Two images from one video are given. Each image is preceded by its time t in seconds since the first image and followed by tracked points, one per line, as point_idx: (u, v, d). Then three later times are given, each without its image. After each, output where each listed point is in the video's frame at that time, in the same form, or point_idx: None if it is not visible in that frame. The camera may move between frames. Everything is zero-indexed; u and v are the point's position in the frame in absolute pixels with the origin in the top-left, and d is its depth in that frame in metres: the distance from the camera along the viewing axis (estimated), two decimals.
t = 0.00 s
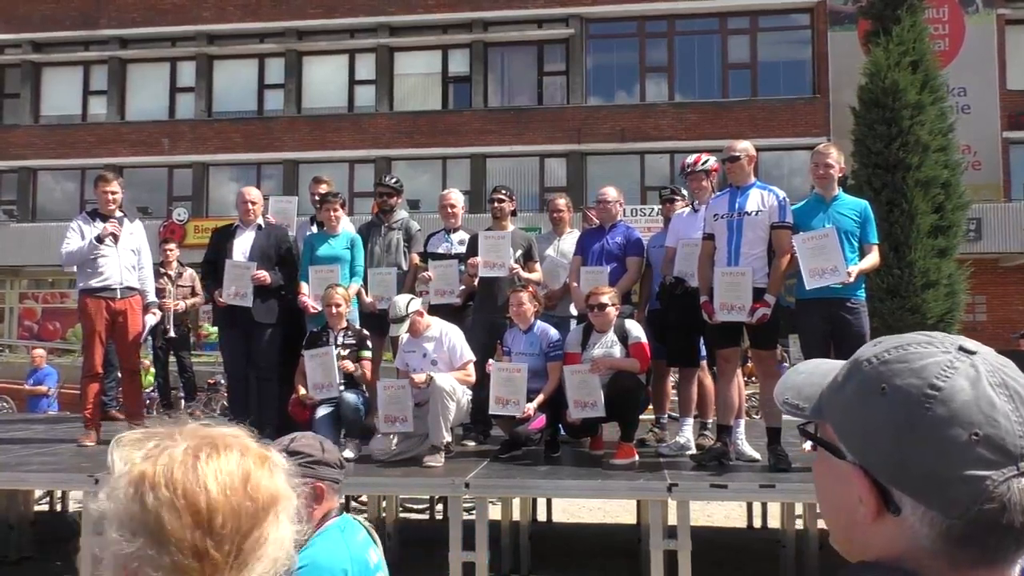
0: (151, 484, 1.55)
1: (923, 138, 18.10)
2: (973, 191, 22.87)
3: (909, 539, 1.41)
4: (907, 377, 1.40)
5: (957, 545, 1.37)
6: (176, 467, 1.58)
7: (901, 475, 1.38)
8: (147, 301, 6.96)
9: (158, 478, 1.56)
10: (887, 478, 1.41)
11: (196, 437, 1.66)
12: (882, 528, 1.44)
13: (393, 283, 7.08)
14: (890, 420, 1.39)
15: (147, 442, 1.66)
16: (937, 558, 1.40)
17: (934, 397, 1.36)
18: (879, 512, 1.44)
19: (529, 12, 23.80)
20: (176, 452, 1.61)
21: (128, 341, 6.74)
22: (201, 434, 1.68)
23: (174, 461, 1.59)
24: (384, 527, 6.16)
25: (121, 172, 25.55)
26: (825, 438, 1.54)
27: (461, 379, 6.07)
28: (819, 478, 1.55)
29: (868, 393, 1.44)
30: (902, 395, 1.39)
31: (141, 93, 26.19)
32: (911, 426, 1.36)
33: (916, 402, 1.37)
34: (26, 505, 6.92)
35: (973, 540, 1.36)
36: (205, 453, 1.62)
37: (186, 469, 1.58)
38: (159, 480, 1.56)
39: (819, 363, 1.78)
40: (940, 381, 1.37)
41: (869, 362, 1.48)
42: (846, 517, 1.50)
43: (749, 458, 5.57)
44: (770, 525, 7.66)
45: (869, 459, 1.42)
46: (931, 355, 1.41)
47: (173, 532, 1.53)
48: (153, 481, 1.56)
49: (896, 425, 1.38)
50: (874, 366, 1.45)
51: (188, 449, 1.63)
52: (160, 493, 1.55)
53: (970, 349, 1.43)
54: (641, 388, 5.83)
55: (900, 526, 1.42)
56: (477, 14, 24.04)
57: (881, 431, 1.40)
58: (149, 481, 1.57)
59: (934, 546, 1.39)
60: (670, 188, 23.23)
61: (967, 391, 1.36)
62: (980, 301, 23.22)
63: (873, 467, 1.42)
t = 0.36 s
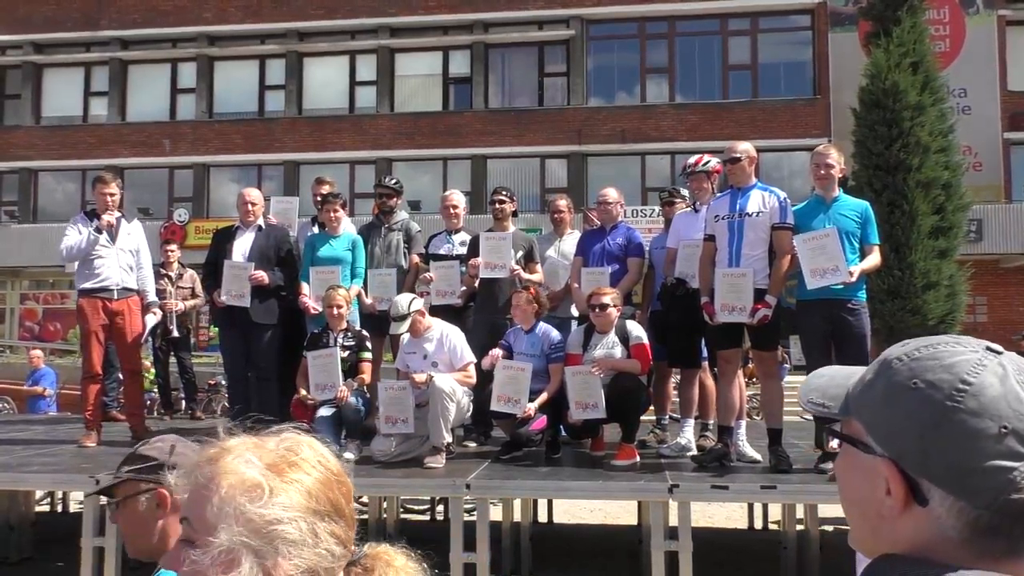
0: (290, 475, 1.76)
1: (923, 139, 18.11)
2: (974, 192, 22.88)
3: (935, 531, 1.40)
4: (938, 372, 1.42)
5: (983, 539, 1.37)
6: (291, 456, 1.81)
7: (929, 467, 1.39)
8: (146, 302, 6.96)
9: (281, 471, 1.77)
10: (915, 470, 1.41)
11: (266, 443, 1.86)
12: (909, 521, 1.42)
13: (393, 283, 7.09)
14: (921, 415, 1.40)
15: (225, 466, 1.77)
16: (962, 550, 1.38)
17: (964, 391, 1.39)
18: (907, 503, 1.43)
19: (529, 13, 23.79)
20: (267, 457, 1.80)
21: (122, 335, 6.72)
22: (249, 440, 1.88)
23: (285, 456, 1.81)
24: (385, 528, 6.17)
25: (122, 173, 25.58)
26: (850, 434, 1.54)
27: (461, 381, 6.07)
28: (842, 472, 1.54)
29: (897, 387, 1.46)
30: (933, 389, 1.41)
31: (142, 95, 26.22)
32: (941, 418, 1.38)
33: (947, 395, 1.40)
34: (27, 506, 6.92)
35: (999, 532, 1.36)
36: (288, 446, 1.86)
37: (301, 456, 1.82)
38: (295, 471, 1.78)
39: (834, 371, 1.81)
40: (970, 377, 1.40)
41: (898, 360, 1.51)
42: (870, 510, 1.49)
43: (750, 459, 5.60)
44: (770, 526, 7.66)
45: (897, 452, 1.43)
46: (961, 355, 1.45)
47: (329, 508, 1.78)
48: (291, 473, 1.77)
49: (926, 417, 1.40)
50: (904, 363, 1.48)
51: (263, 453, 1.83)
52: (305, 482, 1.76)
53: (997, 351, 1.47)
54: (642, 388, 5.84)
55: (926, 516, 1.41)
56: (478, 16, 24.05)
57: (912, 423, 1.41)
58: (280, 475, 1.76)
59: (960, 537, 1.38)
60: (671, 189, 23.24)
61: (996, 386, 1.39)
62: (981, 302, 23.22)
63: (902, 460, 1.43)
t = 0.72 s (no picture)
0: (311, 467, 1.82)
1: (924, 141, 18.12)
2: (975, 193, 22.87)
3: (959, 526, 1.41)
4: (958, 372, 1.45)
5: (1007, 534, 1.38)
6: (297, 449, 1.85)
7: (952, 462, 1.40)
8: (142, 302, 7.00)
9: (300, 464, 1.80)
10: (938, 466, 1.42)
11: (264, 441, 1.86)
12: (934, 518, 1.43)
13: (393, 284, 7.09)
14: (940, 416, 1.43)
15: (239, 466, 1.77)
16: (988, 545, 1.39)
17: (981, 390, 1.41)
18: (930, 500, 1.44)
19: (530, 15, 23.81)
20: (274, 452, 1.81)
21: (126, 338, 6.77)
22: (241, 438, 1.88)
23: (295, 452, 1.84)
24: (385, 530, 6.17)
25: (123, 175, 25.61)
26: (872, 436, 1.56)
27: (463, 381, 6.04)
28: (865, 474, 1.55)
29: (917, 389, 1.49)
30: (955, 387, 1.44)
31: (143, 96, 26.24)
32: (962, 414, 1.40)
33: (969, 392, 1.42)
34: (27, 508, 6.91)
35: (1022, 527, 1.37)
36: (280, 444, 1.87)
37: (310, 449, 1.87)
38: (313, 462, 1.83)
39: (851, 384, 1.84)
40: (987, 376, 1.43)
41: (918, 364, 1.53)
42: (894, 510, 1.50)
43: (751, 461, 5.62)
44: (771, 527, 7.66)
45: (918, 450, 1.45)
46: (977, 357, 1.48)
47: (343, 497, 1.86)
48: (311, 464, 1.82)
49: (948, 415, 1.42)
50: (925, 365, 1.51)
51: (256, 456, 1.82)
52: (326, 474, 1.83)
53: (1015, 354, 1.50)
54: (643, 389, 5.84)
55: (951, 512, 1.42)
56: (479, 17, 24.08)
57: (933, 420, 1.43)
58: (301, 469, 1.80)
59: (986, 532, 1.39)
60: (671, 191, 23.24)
61: (1013, 385, 1.42)
62: (981, 304, 23.23)
63: (925, 457, 1.44)
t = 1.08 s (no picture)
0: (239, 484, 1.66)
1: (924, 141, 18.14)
2: (975, 194, 22.86)
3: (992, 523, 1.54)
4: (984, 376, 1.61)
5: None
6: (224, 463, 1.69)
7: (981, 461, 1.55)
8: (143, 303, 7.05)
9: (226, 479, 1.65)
10: (967, 466, 1.57)
11: (190, 451, 1.71)
12: (964, 519, 1.58)
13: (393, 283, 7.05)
14: (966, 419, 1.58)
15: (168, 479, 1.63)
16: (1017, 541, 1.53)
17: (1004, 392, 1.57)
18: (963, 501, 1.58)
19: (530, 15, 23.81)
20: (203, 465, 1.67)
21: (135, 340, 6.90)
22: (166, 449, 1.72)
23: (224, 465, 1.69)
24: (385, 531, 6.16)
25: (123, 176, 25.62)
26: (903, 443, 1.71)
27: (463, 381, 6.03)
28: (899, 478, 1.70)
29: (944, 394, 1.65)
30: (981, 390, 1.60)
31: (142, 97, 26.23)
32: (986, 416, 1.56)
33: (992, 395, 1.58)
34: (26, 509, 6.90)
35: None
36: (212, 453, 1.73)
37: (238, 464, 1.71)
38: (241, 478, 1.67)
39: (880, 401, 2.01)
40: (1012, 379, 1.59)
41: (947, 370, 1.70)
42: (927, 511, 1.64)
43: (752, 462, 5.61)
44: (772, 528, 7.68)
45: (947, 453, 1.60)
46: (1004, 362, 1.64)
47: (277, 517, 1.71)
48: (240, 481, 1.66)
49: (974, 417, 1.58)
50: (953, 370, 1.68)
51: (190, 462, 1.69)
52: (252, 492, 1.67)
53: None
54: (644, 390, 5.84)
55: (981, 511, 1.56)
56: (479, 18, 24.09)
57: (962, 422, 1.59)
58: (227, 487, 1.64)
59: (1015, 530, 1.53)
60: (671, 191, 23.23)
61: None
62: (982, 304, 23.22)
63: (955, 458, 1.58)
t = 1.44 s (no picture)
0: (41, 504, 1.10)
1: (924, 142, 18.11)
2: (975, 194, 22.86)
3: (941, 516, 1.53)
4: (928, 371, 1.59)
5: (985, 518, 1.49)
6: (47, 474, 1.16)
7: (925, 455, 1.53)
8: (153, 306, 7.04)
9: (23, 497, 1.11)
10: (913, 460, 1.56)
11: (5, 453, 1.19)
12: (915, 512, 1.57)
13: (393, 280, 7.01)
14: (912, 415, 1.56)
15: None
16: (968, 531, 1.51)
17: (947, 385, 1.55)
18: (911, 494, 1.57)
19: (530, 15, 23.80)
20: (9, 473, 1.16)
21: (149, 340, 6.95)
22: None
23: (40, 473, 1.15)
24: (385, 531, 6.15)
25: (123, 176, 25.64)
26: (858, 442, 1.71)
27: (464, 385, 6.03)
28: (859, 476, 1.70)
29: (892, 391, 1.63)
30: (925, 384, 1.58)
31: (142, 97, 26.20)
32: (930, 411, 1.54)
33: (934, 389, 1.55)
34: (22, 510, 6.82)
35: (999, 510, 1.48)
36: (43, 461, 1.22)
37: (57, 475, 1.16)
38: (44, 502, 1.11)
39: (851, 399, 2.01)
40: (956, 371, 1.56)
41: (897, 367, 1.68)
42: (883, 507, 1.63)
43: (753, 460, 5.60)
44: (771, 528, 7.67)
45: (894, 448, 1.59)
46: (948, 356, 1.62)
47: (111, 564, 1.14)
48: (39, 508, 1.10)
49: (917, 412, 1.56)
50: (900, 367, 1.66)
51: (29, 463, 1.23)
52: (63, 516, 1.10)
53: (983, 352, 1.63)
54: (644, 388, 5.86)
55: (930, 502, 1.54)
56: (479, 18, 24.09)
57: (906, 417, 1.57)
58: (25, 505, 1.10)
59: (965, 521, 1.50)
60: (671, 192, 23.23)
61: (980, 378, 1.54)
62: (982, 304, 23.23)
63: (901, 451, 1.57)
